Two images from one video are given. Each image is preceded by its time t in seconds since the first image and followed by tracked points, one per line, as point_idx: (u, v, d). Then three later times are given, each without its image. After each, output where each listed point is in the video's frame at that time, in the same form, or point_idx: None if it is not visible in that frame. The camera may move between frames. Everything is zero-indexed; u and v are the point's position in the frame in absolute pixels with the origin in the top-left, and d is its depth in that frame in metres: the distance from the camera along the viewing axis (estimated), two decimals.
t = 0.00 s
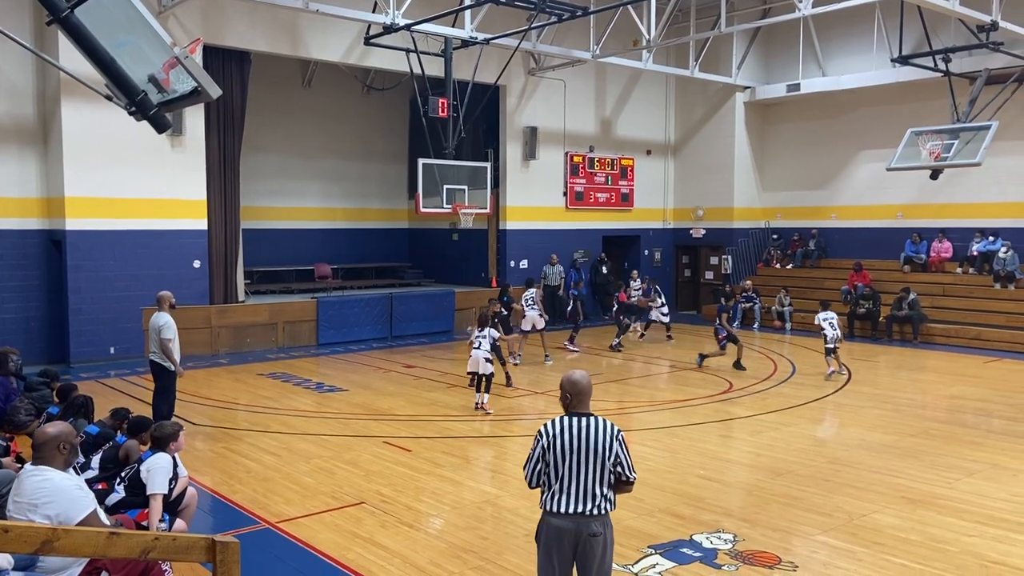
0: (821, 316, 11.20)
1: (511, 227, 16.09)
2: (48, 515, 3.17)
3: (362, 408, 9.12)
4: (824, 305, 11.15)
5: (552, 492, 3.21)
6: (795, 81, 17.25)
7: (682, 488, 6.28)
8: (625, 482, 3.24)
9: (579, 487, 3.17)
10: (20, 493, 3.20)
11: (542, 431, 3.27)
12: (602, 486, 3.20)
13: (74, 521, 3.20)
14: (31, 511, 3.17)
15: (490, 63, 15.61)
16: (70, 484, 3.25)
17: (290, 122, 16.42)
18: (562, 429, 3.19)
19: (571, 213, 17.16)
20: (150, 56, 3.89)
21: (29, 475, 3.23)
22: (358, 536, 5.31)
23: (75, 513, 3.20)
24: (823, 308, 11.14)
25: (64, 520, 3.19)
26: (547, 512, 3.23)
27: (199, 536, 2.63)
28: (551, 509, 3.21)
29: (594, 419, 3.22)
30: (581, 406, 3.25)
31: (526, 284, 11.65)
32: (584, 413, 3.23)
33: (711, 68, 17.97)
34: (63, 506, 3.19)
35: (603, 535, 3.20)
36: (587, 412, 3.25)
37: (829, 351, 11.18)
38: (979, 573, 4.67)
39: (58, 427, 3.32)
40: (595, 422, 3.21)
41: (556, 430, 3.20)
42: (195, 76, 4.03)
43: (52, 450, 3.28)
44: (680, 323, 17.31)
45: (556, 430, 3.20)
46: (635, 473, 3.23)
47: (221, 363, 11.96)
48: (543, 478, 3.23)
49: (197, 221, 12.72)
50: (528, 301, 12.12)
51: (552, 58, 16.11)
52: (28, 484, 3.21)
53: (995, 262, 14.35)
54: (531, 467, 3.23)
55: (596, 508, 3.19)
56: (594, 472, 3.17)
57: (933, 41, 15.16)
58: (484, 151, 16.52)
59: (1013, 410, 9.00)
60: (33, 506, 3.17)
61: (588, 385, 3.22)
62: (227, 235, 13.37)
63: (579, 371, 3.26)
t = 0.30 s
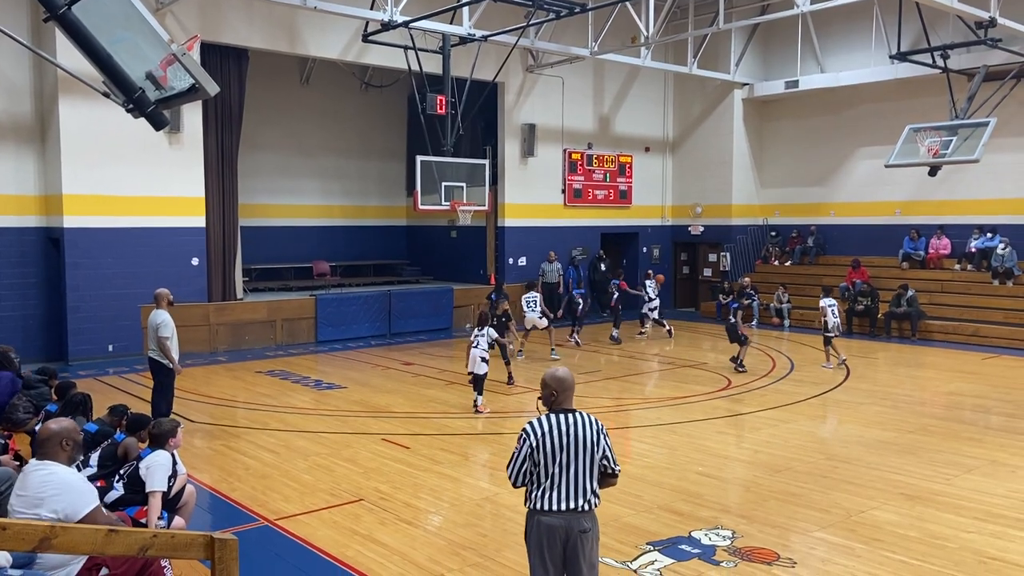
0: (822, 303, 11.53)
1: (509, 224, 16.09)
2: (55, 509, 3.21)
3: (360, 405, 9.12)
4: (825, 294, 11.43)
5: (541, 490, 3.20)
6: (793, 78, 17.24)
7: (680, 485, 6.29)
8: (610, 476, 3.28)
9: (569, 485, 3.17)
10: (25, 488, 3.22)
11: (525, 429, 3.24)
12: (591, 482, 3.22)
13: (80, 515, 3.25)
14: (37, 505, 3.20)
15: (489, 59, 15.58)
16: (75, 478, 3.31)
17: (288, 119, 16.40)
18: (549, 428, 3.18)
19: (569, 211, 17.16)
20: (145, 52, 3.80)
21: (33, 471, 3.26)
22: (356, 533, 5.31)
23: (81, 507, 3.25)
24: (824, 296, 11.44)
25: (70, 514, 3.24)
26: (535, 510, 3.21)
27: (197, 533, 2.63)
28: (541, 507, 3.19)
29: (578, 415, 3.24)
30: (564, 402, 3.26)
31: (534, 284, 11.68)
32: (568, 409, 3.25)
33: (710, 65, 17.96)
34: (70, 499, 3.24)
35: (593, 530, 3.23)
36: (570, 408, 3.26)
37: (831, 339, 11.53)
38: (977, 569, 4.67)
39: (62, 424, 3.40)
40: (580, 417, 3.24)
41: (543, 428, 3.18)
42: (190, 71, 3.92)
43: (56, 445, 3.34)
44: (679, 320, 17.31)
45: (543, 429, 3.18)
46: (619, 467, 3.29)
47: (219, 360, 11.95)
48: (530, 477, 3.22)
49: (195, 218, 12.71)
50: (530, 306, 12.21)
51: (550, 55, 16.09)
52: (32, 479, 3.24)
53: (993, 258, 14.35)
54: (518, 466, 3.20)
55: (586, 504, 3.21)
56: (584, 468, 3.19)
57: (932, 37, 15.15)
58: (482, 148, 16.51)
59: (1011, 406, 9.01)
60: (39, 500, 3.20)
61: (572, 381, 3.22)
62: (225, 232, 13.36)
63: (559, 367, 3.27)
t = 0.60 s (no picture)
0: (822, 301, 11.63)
1: (508, 221, 16.09)
2: (75, 498, 3.23)
3: (359, 402, 9.12)
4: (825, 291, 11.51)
5: (530, 488, 3.20)
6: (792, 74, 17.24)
7: (679, 481, 6.29)
8: (597, 472, 3.28)
9: (559, 482, 3.18)
10: (47, 476, 3.24)
11: (513, 427, 3.24)
12: (579, 479, 3.23)
13: (98, 507, 3.28)
14: (58, 493, 3.22)
15: (487, 56, 15.57)
16: (97, 470, 3.34)
17: (286, 117, 16.38)
18: (537, 425, 3.18)
19: (567, 208, 17.15)
20: (143, 48, 3.76)
21: (56, 459, 3.29)
22: (355, 531, 5.31)
23: (100, 501, 3.28)
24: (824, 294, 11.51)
25: (89, 506, 3.26)
26: (524, 507, 3.21)
27: (195, 530, 2.63)
28: (530, 505, 3.20)
29: (566, 411, 3.23)
30: (551, 399, 3.26)
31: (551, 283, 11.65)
32: (556, 406, 3.24)
33: (708, 61, 17.96)
34: (91, 491, 3.27)
35: (583, 527, 3.24)
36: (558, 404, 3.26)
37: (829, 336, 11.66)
38: (976, 565, 4.68)
39: (84, 418, 3.45)
40: (568, 414, 3.23)
41: (532, 426, 3.18)
42: (189, 69, 3.89)
43: (75, 438, 3.37)
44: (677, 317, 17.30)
45: (531, 426, 3.18)
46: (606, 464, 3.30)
47: (217, 358, 11.95)
48: (519, 475, 3.22)
49: (193, 216, 12.69)
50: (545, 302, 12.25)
51: (548, 52, 16.07)
52: (54, 467, 3.26)
53: (991, 255, 14.36)
54: (508, 464, 3.21)
55: (575, 501, 3.21)
56: (572, 465, 3.19)
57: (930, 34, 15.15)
58: (481, 145, 16.50)
59: (1010, 402, 9.02)
60: (62, 489, 3.22)
61: (559, 377, 3.22)
62: (223, 230, 13.34)
63: (547, 364, 3.27)
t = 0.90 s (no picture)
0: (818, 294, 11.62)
1: (506, 218, 16.08)
2: (74, 490, 3.23)
3: (357, 399, 9.12)
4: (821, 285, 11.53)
5: (524, 485, 3.21)
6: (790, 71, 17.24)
7: (677, 478, 6.29)
8: (592, 468, 3.25)
9: (551, 479, 3.18)
10: (43, 473, 3.24)
11: (506, 425, 3.24)
12: (573, 476, 3.22)
13: (101, 494, 3.25)
14: (57, 487, 3.22)
15: (485, 53, 15.55)
16: (93, 460, 3.32)
17: (284, 113, 16.35)
18: (530, 422, 3.18)
19: (565, 204, 17.15)
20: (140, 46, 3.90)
21: (50, 454, 3.28)
22: (353, 528, 5.31)
23: (98, 489, 3.25)
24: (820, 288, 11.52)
25: (88, 496, 3.24)
26: (518, 505, 3.22)
27: (192, 527, 2.62)
28: (524, 502, 3.20)
29: (559, 409, 3.23)
30: (544, 396, 3.26)
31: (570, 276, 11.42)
32: (549, 403, 3.24)
33: (706, 58, 17.95)
34: (89, 480, 3.25)
35: (578, 523, 3.24)
36: (552, 401, 3.25)
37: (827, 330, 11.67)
38: (973, 561, 4.68)
39: (77, 410, 3.40)
40: (560, 411, 3.23)
41: (524, 423, 3.19)
42: (185, 65, 4.00)
43: (70, 430, 3.33)
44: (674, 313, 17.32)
45: (524, 424, 3.19)
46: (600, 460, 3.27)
47: (215, 355, 11.94)
48: (513, 473, 3.22)
49: (191, 213, 12.68)
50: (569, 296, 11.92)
51: (546, 48, 16.05)
52: (49, 463, 3.26)
53: (989, 251, 14.38)
54: (501, 464, 3.19)
55: (568, 498, 3.21)
56: (565, 463, 3.19)
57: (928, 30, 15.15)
58: (479, 142, 16.47)
59: (1007, 398, 9.03)
60: (59, 483, 3.22)
61: (552, 375, 3.22)
62: (220, 227, 13.31)
63: (543, 362, 3.26)
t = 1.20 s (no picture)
0: (814, 290, 11.65)
1: (504, 215, 16.06)
2: (68, 494, 3.22)
3: (355, 396, 9.11)
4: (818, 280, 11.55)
5: (524, 481, 3.20)
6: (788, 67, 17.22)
7: (675, 474, 6.30)
8: (593, 464, 3.25)
9: (551, 474, 3.17)
10: (37, 472, 3.22)
11: (506, 420, 3.25)
12: (573, 471, 3.22)
13: (93, 499, 3.27)
14: (50, 489, 3.20)
15: (483, 50, 15.52)
16: (86, 464, 3.32)
17: (282, 110, 16.32)
18: (531, 417, 3.19)
19: (564, 201, 17.13)
20: (135, 41, 3.58)
21: (45, 455, 3.26)
22: (351, 524, 5.31)
23: (93, 495, 3.26)
24: (817, 284, 11.54)
25: (81, 499, 3.25)
26: (519, 500, 3.22)
27: (188, 525, 2.61)
28: (524, 498, 3.20)
29: (561, 405, 3.23)
30: (545, 392, 3.26)
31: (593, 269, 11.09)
32: (549, 399, 3.24)
33: (704, 54, 17.93)
34: (82, 485, 3.26)
35: (578, 519, 3.22)
36: (553, 397, 3.25)
37: (824, 326, 11.68)
38: (971, 557, 4.68)
39: (72, 411, 3.40)
40: (561, 407, 3.23)
41: (525, 419, 3.19)
42: (183, 60, 3.75)
43: (66, 431, 3.34)
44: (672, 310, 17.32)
45: (524, 419, 3.19)
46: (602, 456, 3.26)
47: (213, 352, 11.93)
48: (513, 469, 3.22)
49: (189, 210, 12.67)
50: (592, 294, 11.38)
51: (545, 45, 16.03)
52: (44, 463, 3.24)
53: (987, 248, 14.37)
54: (502, 459, 3.19)
55: (568, 493, 3.20)
56: (565, 458, 3.18)
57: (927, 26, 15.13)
58: (477, 139, 16.43)
59: (1005, 394, 9.04)
60: (52, 486, 3.20)
61: (553, 371, 3.22)
62: (219, 224, 13.30)
63: (543, 357, 3.27)
